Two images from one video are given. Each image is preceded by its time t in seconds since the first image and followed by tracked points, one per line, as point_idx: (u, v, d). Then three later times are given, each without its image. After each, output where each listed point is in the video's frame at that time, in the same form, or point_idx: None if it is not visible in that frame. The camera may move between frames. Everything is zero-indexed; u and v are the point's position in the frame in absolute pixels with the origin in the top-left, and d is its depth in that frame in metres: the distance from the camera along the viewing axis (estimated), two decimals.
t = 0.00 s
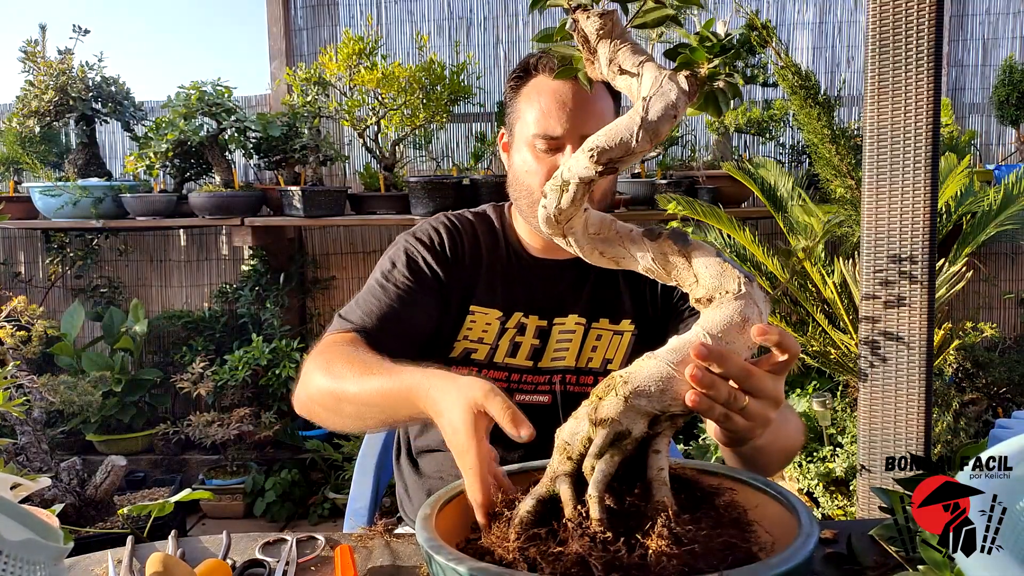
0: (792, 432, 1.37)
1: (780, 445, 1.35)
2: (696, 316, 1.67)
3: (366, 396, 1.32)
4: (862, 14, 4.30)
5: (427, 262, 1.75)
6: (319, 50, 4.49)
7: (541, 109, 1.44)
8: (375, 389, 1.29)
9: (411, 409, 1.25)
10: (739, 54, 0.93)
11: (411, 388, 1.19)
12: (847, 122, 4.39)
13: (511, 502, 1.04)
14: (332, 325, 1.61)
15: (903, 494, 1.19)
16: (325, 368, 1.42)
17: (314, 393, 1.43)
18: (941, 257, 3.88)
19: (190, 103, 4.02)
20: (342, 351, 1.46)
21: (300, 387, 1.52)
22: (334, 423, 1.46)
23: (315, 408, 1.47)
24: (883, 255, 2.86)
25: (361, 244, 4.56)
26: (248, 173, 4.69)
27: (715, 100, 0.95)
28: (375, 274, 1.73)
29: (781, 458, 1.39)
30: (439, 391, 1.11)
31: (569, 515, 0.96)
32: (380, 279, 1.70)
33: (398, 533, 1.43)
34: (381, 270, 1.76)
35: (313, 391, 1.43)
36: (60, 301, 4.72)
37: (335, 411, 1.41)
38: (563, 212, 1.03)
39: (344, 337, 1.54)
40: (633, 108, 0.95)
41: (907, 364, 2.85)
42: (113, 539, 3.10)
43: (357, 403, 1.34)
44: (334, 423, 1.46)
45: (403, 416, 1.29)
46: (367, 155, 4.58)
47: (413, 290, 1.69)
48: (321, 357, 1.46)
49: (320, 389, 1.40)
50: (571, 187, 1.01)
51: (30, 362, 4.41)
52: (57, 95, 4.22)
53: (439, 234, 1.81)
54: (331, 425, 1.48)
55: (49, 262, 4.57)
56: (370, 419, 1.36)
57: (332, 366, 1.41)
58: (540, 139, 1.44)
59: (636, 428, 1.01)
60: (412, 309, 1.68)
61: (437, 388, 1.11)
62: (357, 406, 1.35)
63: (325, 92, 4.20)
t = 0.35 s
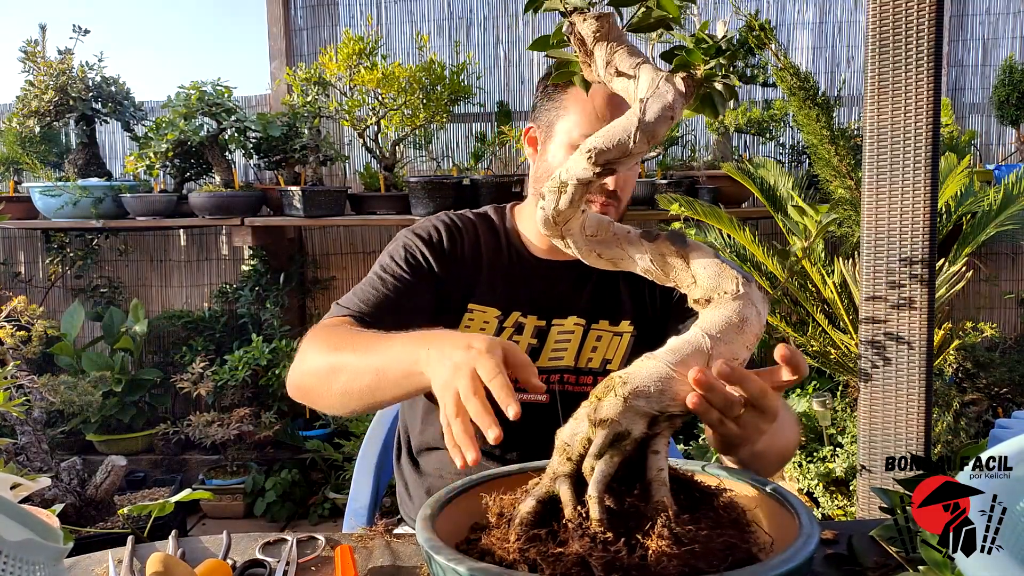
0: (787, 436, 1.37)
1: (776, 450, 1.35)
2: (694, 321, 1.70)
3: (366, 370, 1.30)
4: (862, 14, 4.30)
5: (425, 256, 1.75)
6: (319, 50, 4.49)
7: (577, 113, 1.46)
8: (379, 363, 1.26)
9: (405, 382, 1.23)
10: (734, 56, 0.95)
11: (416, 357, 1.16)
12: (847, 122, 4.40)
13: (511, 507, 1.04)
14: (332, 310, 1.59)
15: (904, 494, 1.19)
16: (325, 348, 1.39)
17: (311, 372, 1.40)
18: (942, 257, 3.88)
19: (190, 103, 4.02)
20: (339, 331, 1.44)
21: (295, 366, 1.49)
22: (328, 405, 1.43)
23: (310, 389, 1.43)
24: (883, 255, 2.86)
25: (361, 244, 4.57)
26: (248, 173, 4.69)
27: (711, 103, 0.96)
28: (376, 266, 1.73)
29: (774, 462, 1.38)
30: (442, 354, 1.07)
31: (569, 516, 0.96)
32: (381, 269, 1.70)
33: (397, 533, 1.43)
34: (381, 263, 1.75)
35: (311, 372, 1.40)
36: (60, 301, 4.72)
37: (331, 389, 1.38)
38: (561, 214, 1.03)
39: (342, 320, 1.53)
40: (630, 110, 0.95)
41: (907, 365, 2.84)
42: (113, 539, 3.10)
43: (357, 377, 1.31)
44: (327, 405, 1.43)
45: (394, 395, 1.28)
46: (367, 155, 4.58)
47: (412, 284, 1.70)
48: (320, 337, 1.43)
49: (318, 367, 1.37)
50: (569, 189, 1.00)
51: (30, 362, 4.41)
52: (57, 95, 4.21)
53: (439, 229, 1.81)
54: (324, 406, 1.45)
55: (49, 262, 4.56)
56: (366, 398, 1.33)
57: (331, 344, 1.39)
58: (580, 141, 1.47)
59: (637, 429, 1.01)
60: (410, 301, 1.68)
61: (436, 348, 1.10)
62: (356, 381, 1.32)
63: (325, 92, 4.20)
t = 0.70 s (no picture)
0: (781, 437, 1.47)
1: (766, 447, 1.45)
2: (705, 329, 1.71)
3: (435, 359, 1.28)
4: (862, 14, 4.30)
5: (464, 245, 1.68)
6: (319, 50, 4.49)
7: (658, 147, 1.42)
8: (450, 350, 1.25)
9: (472, 370, 1.22)
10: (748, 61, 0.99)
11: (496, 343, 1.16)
12: (847, 122, 4.39)
13: (510, 504, 1.04)
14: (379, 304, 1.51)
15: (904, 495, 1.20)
16: (384, 340, 1.36)
17: (370, 366, 1.36)
18: (941, 257, 3.88)
19: (190, 103, 4.02)
20: (397, 323, 1.40)
21: (350, 362, 1.44)
22: (389, 400, 1.39)
23: (368, 383, 1.40)
24: (883, 255, 2.85)
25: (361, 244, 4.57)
26: (248, 173, 4.69)
27: (727, 107, 1.00)
28: (415, 255, 1.66)
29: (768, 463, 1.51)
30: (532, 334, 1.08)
31: (571, 515, 0.96)
32: (420, 256, 1.63)
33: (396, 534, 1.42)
34: (414, 254, 1.67)
35: (369, 364, 1.36)
36: (60, 301, 4.72)
37: (395, 382, 1.34)
38: (575, 213, 1.02)
39: (396, 310, 1.47)
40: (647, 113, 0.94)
41: (907, 365, 2.84)
42: (113, 539, 3.11)
43: (425, 364, 1.29)
44: (388, 399, 1.39)
45: (459, 384, 1.25)
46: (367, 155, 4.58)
47: (456, 273, 1.63)
48: (376, 331, 1.39)
49: (380, 360, 1.34)
50: (583, 188, 0.99)
51: (30, 363, 4.41)
52: (57, 95, 4.22)
53: (476, 219, 1.76)
54: (383, 400, 1.40)
55: (49, 262, 4.57)
56: (432, 389, 1.30)
57: (391, 338, 1.36)
58: (654, 179, 1.44)
59: (641, 429, 1.01)
60: (455, 292, 1.62)
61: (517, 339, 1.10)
62: (421, 370, 1.29)
63: (325, 92, 4.21)
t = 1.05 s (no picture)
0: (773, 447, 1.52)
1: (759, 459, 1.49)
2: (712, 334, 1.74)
3: (466, 352, 1.26)
4: (862, 14, 4.30)
5: (495, 242, 1.68)
6: (319, 50, 4.49)
7: (704, 186, 1.45)
8: (483, 344, 1.24)
9: (509, 365, 1.20)
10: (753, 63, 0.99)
11: (534, 339, 1.16)
12: (847, 122, 4.39)
13: (511, 504, 1.04)
14: (408, 294, 1.53)
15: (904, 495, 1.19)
16: (415, 330, 1.35)
17: (398, 356, 1.36)
18: (941, 257, 3.88)
19: (190, 103, 4.02)
20: (424, 314, 1.39)
21: (372, 349, 1.44)
22: (413, 392, 1.37)
23: (392, 373, 1.39)
24: (883, 255, 2.85)
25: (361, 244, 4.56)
26: (248, 173, 4.69)
27: (731, 108, 1.01)
28: (445, 249, 1.65)
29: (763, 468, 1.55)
30: (579, 328, 1.07)
31: (572, 516, 0.96)
32: (452, 248, 1.62)
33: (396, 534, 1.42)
34: (447, 246, 1.67)
35: (396, 353, 1.36)
36: (60, 301, 4.72)
37: (417, 372, 1.33)
38: (578, 212, 1.01)
39: (424, 305, 1.47)
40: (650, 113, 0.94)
41: (907, 365, 2.84)
42: (113, 539, 3.11)
43: (455, 357, 1.28)
44: (412, 390, 1.37)
45: (491, 380, 1.24)
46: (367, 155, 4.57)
47: (485, 270, 1.62)
48: (408, 321, 1.38)
49: (408, 350, 1.34)
50: (587, 187, 0.99)
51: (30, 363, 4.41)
52: (57, 95, 4.22)
53: (507, 219, 1.75)
54: (407, 391, 1.38)
55: (49, 262, 4.57)
56: (458, 382, 1.28)
57: (421, 329, 1.35)
58: (697, 217, 1.46)
59: (642, 429, 1.01)
60: (483, 287, 1.61)
61: (569, 334, 1.09)
62: (451, 363, 1.28)
63: (325, 92, 4.21)
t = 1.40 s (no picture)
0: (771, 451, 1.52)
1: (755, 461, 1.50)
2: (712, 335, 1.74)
3: (474, 355, 1.26)
4: (862, 14, 4.30)
5: (499, 239, 1.68)
6: (319, 50, 4.49)
7: (704, 186, 1.45)
8: (492, 349, 1.24)
9: (519, 371, 1.20)
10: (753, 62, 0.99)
11: (548, 347, 1.16)
12: (847, 122, 4.40)
13: (511, 505, 1.04)
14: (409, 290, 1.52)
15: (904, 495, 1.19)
16: (419, 331, 1.34)
17: (401, 356, 1.35)
18: (941, 257, 3.88)
19: (190, 103, 4.02)
20: (427, 314, 1.38)
21: (372, 349, 1.44)
22: (414, 393, 1.36)
23: (393, 373, 1.38)
24: (883, 255, 2.85)
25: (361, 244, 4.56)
26: (248, 173, 4.69)
27: (731, 107, 1.01)
28: (447, 246, 1.65)
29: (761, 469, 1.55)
30: (594, 337, 1.07)
31: (571, 516, 0.96)
32: (455, 246, 1.62)
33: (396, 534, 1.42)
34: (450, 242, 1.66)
35: (399, 354, 1.35)
36: (60, 301, 4.72)
37: (422, 373, 1.32)
38: (578, 213, 1.01)
39: (426, 302, 1.47)
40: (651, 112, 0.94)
41: (907, 364, 2.84)
42: (113, 539, 3.10)
43: (461, 361, 1.27)
44: (413, 391, 1.36)
45: (499, 385, 1.23)
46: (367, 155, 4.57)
47: (488, 270, 1.62)
48: (412, 320, 1.37)
49: (412, 351, 1.33)
50: (588, 187, 0.99)
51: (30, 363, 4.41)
52: (57, 95, 4.22)
53: (511, 218, 1.75)
54: (409, 392, 1.38)
55: (49, 262, 4.57)
56: (463, 387, 1.28)
57: (424, 330, 1.34)
58: (698, 218, 1.45)
59: (642, 430, 1.02)
60: (487, 287, 1.61)
61: (583, 341, 1.09)
62: (457, 367, 1.27)
63: (325, 92, 4.21)
